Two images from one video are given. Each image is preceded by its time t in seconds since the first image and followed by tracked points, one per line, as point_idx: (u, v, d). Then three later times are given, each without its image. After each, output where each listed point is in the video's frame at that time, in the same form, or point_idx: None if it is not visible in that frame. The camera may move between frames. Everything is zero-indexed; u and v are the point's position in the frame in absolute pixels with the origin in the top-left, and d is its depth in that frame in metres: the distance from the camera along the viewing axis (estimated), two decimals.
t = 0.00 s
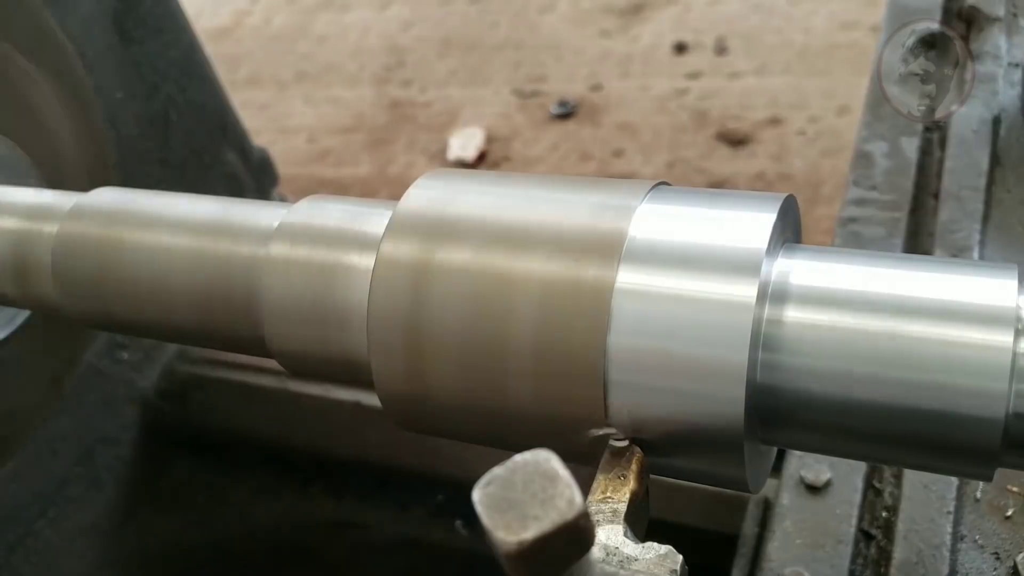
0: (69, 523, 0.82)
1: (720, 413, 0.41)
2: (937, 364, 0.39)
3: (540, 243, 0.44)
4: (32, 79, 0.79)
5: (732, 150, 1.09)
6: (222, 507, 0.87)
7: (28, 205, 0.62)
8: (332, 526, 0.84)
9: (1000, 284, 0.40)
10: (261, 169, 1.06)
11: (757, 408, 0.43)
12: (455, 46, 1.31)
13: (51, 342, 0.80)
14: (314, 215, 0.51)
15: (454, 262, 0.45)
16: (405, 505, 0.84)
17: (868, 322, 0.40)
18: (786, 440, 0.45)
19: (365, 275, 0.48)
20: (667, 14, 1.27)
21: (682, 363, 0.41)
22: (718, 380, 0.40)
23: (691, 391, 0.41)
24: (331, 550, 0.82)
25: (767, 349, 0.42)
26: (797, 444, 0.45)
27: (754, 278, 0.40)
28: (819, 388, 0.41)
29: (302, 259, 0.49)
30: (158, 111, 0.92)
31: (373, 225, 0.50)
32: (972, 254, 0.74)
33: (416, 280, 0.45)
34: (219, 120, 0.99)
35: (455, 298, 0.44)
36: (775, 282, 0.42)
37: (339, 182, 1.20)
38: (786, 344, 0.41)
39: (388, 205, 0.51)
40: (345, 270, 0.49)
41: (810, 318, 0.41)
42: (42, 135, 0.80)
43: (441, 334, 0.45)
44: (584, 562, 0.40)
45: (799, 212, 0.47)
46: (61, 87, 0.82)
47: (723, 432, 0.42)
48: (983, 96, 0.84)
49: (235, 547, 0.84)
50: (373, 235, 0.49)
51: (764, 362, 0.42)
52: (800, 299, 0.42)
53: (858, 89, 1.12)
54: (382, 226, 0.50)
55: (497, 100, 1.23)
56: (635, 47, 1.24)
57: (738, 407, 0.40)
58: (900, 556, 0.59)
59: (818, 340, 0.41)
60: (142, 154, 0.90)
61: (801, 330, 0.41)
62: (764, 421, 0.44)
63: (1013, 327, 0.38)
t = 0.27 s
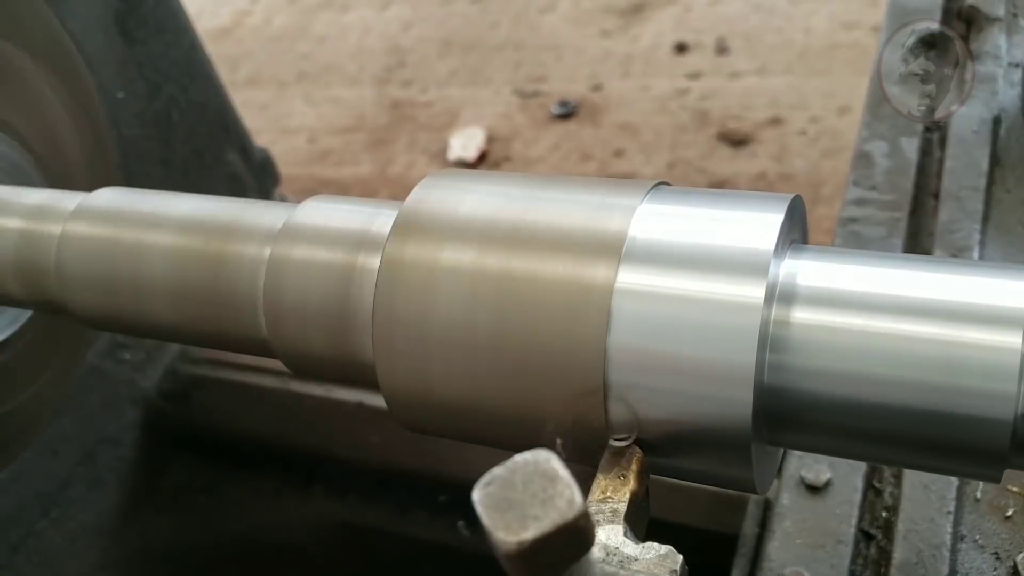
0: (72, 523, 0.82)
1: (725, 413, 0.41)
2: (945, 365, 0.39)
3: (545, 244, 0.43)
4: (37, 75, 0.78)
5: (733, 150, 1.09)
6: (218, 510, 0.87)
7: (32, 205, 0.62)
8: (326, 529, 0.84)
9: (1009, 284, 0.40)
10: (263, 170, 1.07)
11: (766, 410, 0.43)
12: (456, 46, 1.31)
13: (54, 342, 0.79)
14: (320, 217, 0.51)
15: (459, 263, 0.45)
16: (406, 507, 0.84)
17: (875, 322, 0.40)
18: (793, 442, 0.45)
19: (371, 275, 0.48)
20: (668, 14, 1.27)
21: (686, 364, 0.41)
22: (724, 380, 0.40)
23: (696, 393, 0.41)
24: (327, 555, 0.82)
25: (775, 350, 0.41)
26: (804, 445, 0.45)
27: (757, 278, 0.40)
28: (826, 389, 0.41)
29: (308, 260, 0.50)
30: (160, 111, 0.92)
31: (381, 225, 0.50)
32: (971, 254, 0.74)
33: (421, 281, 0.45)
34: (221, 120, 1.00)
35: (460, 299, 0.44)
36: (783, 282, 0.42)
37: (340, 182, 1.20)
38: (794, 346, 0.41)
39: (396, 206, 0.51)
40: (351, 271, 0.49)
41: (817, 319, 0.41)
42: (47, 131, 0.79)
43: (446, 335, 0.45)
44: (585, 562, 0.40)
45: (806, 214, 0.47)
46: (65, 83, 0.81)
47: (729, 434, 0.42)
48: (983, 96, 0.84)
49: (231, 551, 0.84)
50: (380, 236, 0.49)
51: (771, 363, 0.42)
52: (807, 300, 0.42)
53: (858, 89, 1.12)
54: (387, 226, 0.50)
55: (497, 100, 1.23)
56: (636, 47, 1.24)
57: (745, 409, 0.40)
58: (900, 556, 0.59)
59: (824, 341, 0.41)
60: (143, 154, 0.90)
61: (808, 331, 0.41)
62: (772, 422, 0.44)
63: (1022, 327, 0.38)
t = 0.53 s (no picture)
0: (72, 524, 0.84)
1: (731, 414, 0.41)
2: (953, 366, 0.38)
3: (551, 245, 0.43)
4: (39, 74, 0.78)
5: (733, 150, 1.09)
6: (220, 510, 0.86)
7: (37, 206, 0.62)
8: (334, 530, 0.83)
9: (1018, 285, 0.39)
10: (264, 170, 1.06)
11: (773, 410, 0.43)
12: (457, 46, 1.31)
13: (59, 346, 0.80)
14: (325, 217, 0.51)
15: (466, 262, 0.45)
16: (409, 508, 0.83)
17: (883, 323, 0.40)
18: (801, 442, 0.45)
19: (377, 276, 0.48)
20: (669, 14, 1.27)
21: (691, 365, 0.40)
22: (730, 381, 0.40)
23: (702, 394, 0.41)
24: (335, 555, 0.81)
25: (782, 351, 0.42)
26: (812, 445, 0.45)
27: (761, 278, 0.40)
28: (832, 389, 0.41)
29: (313, 260, 0.50)
30: (161, 112, 0.92)
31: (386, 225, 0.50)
32: (972, 254, 0.74)
33: (427, 281, 0.45)
34: (223, 120, 1.00)
35: (466, 299, 0.44)
36: (790, 283, 0.42)
37: (340, 183, 1.20)
38: (801, 346, 0.41)
39: (401, 206, 0.51)
40: (357, 271, 0.49)
41: (824, 320, 0.41)
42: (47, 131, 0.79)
43: (452, 335, 0.45)
44: (585, 562, 0.39)
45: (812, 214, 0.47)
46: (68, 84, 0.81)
47: (734, 435, 0.42)
48: (983, 96, 0.84)
49: (238, 551, 0.83)
50: (386, 236, 0.49)
51: (778, 363, 0.42)
52: (814, 301, 0.42)
53: (858, 89, 1.12)
54: (392, 226, 0.50)
55: (498, 100, 1.23)
56: (636, 47, 1.24)
57: (753, 410, 0.40)
58: (899, 556, 0.59)
59: (831, 342, 0.41)
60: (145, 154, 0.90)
61: (815, 332, 0.41)
62: (779, 422, 0.44)
63: None
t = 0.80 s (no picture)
0: (75, 525, 0.82)
1: (736, 415, 0.41)
2: (960, 367, 0.38)
3: (555, 247, 0.43)
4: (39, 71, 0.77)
5: (734, 150, 1.09)
6: (221, 511, 0.87)
7: (39, 206, 0.62)
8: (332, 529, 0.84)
9: None
10: (266, 169, 1.07)
11: (780, 411, 0.43)
12: (457, 46, 1.31)
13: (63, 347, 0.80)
14: (330, 218, 0.51)
15: (472, 263, 0.45)
16: (411, 508, 0.84)
17: (890, 325, 0.40)
18: (807, 443, 0.45)
19: (382, 278, 0.48)
20: (669, 14, 1.27)
21: (694, 365, 0.40)
22: (736, 382, 0.40)
23: (707, 395, 0.41)
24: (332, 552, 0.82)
25: (790, 353, 0.41)
26: (818, 446, 0.45)
27: (765, 278, 0.40)
28: (836, 389, 0.41)
29: (317, 261, 0.49)
30: (162, 111, 0.92)
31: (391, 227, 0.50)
32: (971, 255, 0.74)
33: (432, 282, 0.45)
34: (225, 120, 1.00)
35: (469, 300, 0.44)
36: (798, 284, 0.42)
37: (341, 183, 1.20)
38: (809, 347, 0.41)
39: (405, 207, 0.51)
40: (362, 273, 0.48)
41: (831, 321, 0.41)
42: (48, 128, 0.79)
43: (456, 336, 0.45)
44: (585, 562, 0.39)
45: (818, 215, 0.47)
46: (69, 81, 0.81)
47: (739, 436, 0.42)
48: (983, 96, 0.84)
49: (236, 551, 0.84)
50: (390, 237, 0.49)
51: (786, 365, 0.42)
52: (822, 302, 0.41)
53: (859, 89, 1.12)
54: (396, 228, 0.50)
55: (499, 100, 1.23)
56: (637, 47, 1.24)
57: (760, 411, 0.40)
58: (899, 556, 0.59)
59: (837, 342, 0.41)
60: (146, 154, 0.91)
61: (822, 334, 0.41)
62: (785, 424, 0.44)
63: None
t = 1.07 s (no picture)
0: (76, 525, 0.83)
1: (744, 416, 0.40)
2: (969, 369, 0.38)
3: (562, 247, 0.43)
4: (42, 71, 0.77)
5: (735, 150, 1.09)
6: (224, 511, 0.86)
7: (43, 207, 0.62)
8: (336, 530, 0.84)
9: None
10: (268, 169, 1.07)
11: (788, 413, 0.43)
12: (458, 46, 1.31)
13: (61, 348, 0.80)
14: (336, 219, 0.51)
15: (479, 264, 0.45)
16: (413, 507, 0.84)
17: (900, 326, 0.40)
18: (815, 445, 0.45)
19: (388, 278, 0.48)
20: (670, 14, 1.27)
21: (699, 366, 0.40)
22: (744, 383, 0.40)
23: (713, 397, 0.41)
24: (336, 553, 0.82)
25: (797, 354, 0.41)
26: (827, 448, 0.45)
27: (768, 279, 0.40)
28: (844, 391, 0.41)
29: (323, 262, 0.50)
30: (164, 112, 0.92)
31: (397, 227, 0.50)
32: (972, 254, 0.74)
33: (438, 283, 0.45)
34: (227, 120, 1.00)
35: (477, 301, 0.44)
36: (806, 284, 0.42)
37: (342, 183, 1.20)
38: (818, 348, 0.41)
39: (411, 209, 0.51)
40: (368, 273, 0.49)
41: (840, 322, 0.41)
42: (51, 127, 0.79)
43: (463, 337, 0.45)
44: (585, 563, 0.39)
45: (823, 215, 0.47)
46: (72, 80, 0.81)
47: (743, 438, 0.42)
48: (983, 96, 0.84)
49: (241, 551, 0.83)
50: (396, 237, 0.49)
51: (795, 366, 0.41)
52: (830, 303, 0.41)
53: (859, 89, 1.12)
54: (404, 228, 0.50)
55: (499, 100, 1.23)
56: (637, 47, 1.24)
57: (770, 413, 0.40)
58: (899, 556, 0.59)
59: (847, 344, 0.40)
60: (148, 154, 0.91)
61: (832, 334, 0.41)
62: (794, 425, 0.43)
63: None
